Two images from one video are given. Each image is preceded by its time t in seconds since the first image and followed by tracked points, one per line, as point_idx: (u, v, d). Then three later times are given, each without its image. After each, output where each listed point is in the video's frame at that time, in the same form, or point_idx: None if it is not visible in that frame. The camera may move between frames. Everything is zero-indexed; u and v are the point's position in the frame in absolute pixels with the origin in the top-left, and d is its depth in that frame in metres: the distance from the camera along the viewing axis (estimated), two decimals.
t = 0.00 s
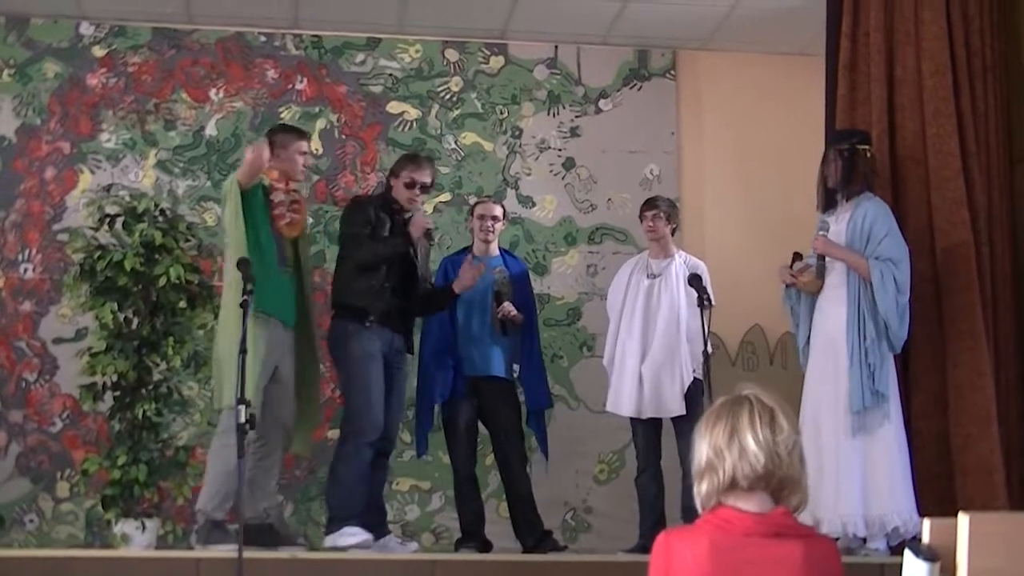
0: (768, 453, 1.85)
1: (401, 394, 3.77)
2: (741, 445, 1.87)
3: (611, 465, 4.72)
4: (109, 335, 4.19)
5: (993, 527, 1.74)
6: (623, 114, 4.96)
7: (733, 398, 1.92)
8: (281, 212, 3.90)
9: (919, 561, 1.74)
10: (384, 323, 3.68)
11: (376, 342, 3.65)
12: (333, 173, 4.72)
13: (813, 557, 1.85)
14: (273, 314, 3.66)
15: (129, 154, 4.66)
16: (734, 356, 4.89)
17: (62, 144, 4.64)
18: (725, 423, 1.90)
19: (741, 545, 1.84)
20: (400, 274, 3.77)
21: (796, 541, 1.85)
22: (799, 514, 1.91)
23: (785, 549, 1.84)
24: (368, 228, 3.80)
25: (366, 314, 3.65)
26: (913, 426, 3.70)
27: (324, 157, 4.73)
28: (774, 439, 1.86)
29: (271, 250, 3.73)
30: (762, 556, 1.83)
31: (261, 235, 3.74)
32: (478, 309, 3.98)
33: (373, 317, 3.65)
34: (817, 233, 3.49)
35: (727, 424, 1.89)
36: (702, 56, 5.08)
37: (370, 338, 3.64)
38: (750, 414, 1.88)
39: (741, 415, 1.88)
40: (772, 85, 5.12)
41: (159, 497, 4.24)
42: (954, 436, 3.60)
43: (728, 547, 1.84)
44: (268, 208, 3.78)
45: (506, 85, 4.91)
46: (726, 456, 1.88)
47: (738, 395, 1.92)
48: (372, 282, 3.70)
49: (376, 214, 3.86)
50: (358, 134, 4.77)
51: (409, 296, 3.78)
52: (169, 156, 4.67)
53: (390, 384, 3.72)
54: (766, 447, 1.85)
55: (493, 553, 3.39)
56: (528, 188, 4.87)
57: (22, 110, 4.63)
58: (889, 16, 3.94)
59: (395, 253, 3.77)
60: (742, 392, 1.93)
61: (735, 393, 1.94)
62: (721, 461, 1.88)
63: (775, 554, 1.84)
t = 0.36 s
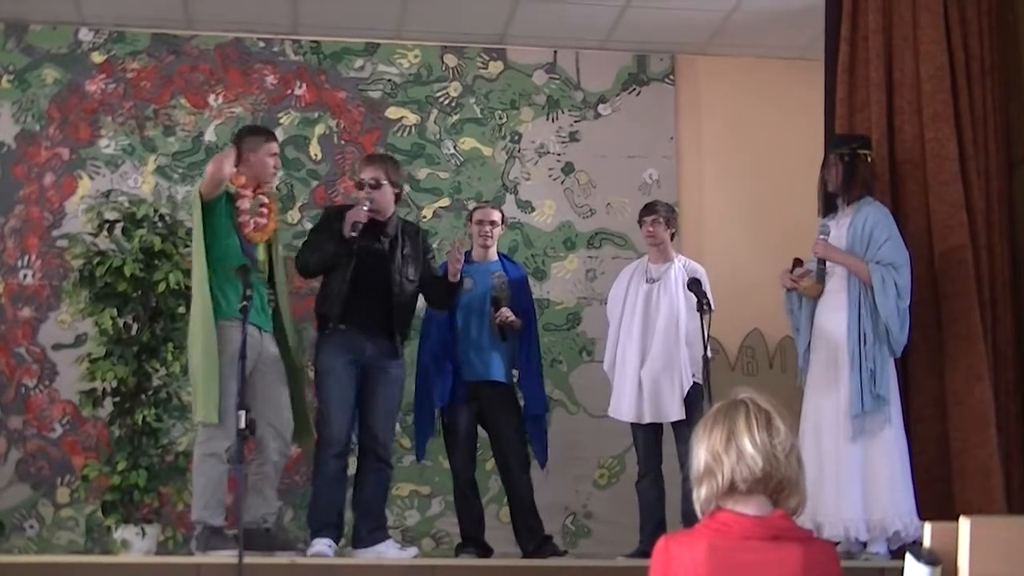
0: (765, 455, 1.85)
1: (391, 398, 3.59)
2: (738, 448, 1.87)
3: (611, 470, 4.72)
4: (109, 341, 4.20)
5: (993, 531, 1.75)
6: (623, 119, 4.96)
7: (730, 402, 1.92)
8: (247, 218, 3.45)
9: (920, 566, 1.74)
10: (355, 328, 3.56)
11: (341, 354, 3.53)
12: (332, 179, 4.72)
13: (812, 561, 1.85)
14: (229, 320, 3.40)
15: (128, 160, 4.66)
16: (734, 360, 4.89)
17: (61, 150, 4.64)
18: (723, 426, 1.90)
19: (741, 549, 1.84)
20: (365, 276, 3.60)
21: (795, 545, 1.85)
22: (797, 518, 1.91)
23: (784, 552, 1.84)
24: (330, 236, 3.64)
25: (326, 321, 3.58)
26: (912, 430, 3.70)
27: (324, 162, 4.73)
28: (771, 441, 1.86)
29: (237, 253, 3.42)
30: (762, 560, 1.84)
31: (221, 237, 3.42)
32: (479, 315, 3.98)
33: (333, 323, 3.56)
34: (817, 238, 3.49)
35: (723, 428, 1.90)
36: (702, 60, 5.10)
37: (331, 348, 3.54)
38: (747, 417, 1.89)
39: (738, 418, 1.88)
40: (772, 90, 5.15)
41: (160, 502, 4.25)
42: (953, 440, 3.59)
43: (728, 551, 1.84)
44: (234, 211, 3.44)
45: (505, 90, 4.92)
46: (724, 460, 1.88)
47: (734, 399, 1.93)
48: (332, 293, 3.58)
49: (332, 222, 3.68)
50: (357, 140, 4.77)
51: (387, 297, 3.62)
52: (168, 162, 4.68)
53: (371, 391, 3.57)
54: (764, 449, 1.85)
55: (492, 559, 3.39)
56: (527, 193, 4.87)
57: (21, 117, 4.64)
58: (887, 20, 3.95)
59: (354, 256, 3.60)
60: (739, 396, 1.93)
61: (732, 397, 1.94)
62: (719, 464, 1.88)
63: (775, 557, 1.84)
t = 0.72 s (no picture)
0: (768, 452, 1.85)
1: (384, 392, 3.56)
2: (740, 445, 1.86)
3: (612, 467, 4.72)
4: (110, 338, 4.19)
5: (994, 527, 1.75)
6: (624, 116, 4.95)
7: (732, 399, 1.92)
8: (240, 211, 3.40)
9: (921, 564, 1.74)
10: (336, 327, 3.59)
11: (323, 354, 3.56)
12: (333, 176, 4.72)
13: (813, 558, 1.86)
14: (227, 316, 3.38)
15: (129, 157, 4.66)
16: (735, 357, 4.89)
17: (62, 146, 4.64)
18: (725, 423, 1.89)
19: (742, 546, 1.84)
20: (339, 271, 3.62)
21: (796, 542, 1.86)
22: (798, 515, 1.91)
23: (785, 549, 1.85)
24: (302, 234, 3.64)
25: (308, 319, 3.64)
26: (914, 427, 3.71)
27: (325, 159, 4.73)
28: (773, 438, 1.86)
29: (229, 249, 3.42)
30: (764, 556, 1.84)
31: (213, 233, 3.41)
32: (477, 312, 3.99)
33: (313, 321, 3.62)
34: (819, 234, 3.48)
35: (725, 425, 1.89)
36: (703, 57, 5.09)
37: (318, 347, 3.58)
38: (749, 414, 1.88)
39: (740, 416, 1.88)
40: (773, 87, 5.15)
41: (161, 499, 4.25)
42: (955, 438, 3.59)
43: (730, 549, 1.85)
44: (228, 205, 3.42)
45: (506, 87, 4.91)
46: (726, 457, 1.87)
47: (736, 396, 1.92)
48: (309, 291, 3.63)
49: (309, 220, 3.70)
50: (359, 136, 4.77)
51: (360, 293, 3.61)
52: (169, 159, 4.68)
53: (364, 387, 3.57)
54: (765, 447, 1.85)
55: (494, 556, 3.40)
56: (528, 190, 4.86)
57: (21, 113, 4.63)
58: (889, 18, 3.95)
59: (323, 255, 3.61)
60: (741, 393, 1.93)
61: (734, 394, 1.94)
62: (721, 461, 1.88)
63: (776, 555, 1.84)
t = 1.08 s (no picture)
0: (768, 450, 1.85)
1: (394, 391, 3.55)
2: (741, 442, 1.86)
3: (611, 463, 4.72)
4: (109, 335, 4.19)
5: (995, 522, 1.74)
6: (623, 112, 4.95)
7: (733, 395, 1.92)
8: (244, 207, 3.42)
9: (921, 557, 1.72)
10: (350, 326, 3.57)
11: (338, 353, 3.56)
12: (332, 172, 4.72)
13: (812, 556, 1.86)
14: (228, 314, 3.38)
15: (128, 153, 4.66)
16: (734, 353, 4.89)
17: (61, 143, 4.63)
18: (726, 419, 1.89)
19: (743, 543, 1.84)
20: (353, 269, 3.63)
21: (797, 539, 1.86)
22: (798, 511, 1.91)
23: (786, 546, 1.85)
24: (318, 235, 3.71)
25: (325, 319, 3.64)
26: (913, 423, 3.70)
27: (324, 155, 4.73)
28: (773, 434, 1.86)
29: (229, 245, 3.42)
30: (765, 553, 1.84)
31: (214, 229, 3.41)
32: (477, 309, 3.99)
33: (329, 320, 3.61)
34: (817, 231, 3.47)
35: (727, 421, 1.89)
36: (701, 54, 5.09)
37: (332, 348, 3.57)
38: (749, 411, 1.88)
39: (741, 412, 1.88)
40: (771, 84, 5.15)
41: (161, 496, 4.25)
42: (954, 433, 3.60)
43: (731, 545, 1.84)
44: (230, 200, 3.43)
45: (505, 83, 4.91)
46: (727, 454, 1.87)
47: (736, 392, 1.92)
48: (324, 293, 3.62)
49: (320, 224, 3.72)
50: (357, 133, 4.77)
51: (376, 290, 3.61)
52: (168, 156, 4.67)
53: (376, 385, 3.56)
54: (766, 444, 1.85)
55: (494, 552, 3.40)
56: (527, 186, 4.86)
57: (20, 110, 4.63)
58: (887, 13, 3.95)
59: (337, 254, 3.63)
60: (741, 389, 1.93)
61: (734, 390, 1.93)
62: (721, 458, 1.88)
63: (778, 551, 1.84)
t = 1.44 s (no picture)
0: (763, 451, 1.85)
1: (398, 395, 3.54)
2: (737, 443, 1.86)
3: (606, 464, 4.72)
4: (103, 337, 4.19)
5: (989, 522, 1.74)
6: (616, 113, 4.95)
7: (729, 396, 1.92)
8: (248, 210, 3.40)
9: (915, 558, 1.73)
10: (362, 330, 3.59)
11: (346, 355, 3.58)
12: (326, 174, 4.72)
13: (807, 556, 1.86)
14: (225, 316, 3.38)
15: (122, 156, 4.66)
16: (729, 354, 4.90)
17: (54, 146, 4.63)
18: (721, 420, 1.89)
19: (737, 544, 1.84)
20: (370, 272, 3.63)
21: (792, 539, 1.86)
22: (793, 512, 1.92)
23: (781, 546, 1.85)
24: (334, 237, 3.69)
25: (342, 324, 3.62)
26: (907, 423, 3.70)
27: (317, 157, 4.73)
28: (768, 435, 1.86)
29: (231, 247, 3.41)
30: (759, 554, 1.84)
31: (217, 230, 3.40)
32: (478, 312, 3.96)
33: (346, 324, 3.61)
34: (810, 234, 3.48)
35: (721, 423, 1.89)
36: (695, 55, 5.10)
37: (341, 351, 3.59)
38: (745, 412, 1.88)
39: (736, 413, 1.88)
40: (766, 85, 5.15)
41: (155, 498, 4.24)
42: (949, 433, 3.60)
43: (725, 546, 1.85)
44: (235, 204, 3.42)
45: (499, 84, 4.92)
46: (722, 455, 1.87)
47: (732, 393, 1.92)
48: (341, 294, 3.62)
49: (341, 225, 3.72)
50: (351, 135, 4.77)
51: (392, 293, 3.62)
52: (161, 158, 4.67)
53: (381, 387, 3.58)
54: (762, 445, 1.85)
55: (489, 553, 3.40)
56: (521, 187, 4.86)
57: (13, 112, 4.63)
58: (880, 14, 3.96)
59: (354, 257, 3.63)
60: (736, 390, 1.93)
61: (730, 391, 1.93)
62: (716, 458, 1.88)
63: (772, 552, 1.84)
